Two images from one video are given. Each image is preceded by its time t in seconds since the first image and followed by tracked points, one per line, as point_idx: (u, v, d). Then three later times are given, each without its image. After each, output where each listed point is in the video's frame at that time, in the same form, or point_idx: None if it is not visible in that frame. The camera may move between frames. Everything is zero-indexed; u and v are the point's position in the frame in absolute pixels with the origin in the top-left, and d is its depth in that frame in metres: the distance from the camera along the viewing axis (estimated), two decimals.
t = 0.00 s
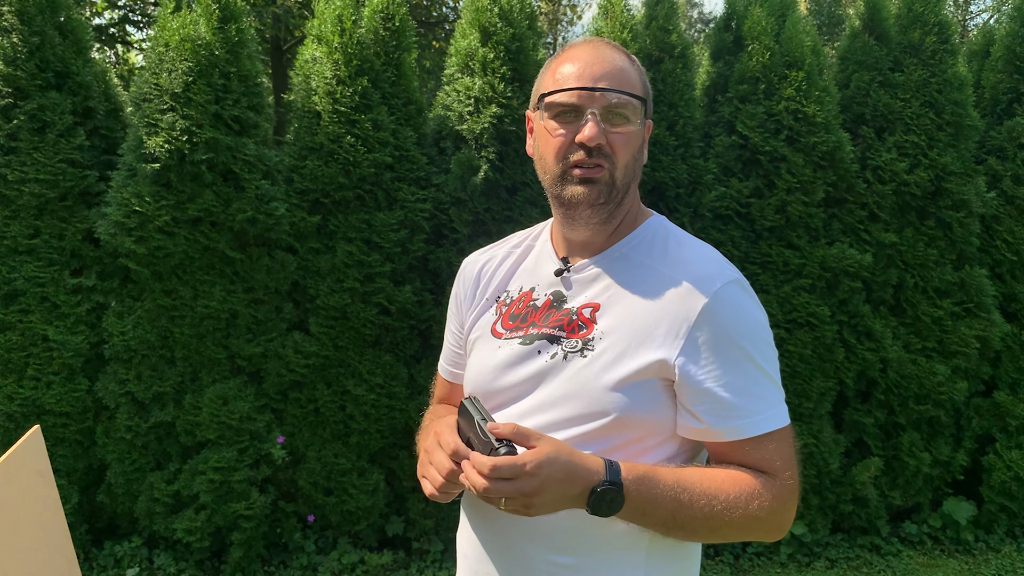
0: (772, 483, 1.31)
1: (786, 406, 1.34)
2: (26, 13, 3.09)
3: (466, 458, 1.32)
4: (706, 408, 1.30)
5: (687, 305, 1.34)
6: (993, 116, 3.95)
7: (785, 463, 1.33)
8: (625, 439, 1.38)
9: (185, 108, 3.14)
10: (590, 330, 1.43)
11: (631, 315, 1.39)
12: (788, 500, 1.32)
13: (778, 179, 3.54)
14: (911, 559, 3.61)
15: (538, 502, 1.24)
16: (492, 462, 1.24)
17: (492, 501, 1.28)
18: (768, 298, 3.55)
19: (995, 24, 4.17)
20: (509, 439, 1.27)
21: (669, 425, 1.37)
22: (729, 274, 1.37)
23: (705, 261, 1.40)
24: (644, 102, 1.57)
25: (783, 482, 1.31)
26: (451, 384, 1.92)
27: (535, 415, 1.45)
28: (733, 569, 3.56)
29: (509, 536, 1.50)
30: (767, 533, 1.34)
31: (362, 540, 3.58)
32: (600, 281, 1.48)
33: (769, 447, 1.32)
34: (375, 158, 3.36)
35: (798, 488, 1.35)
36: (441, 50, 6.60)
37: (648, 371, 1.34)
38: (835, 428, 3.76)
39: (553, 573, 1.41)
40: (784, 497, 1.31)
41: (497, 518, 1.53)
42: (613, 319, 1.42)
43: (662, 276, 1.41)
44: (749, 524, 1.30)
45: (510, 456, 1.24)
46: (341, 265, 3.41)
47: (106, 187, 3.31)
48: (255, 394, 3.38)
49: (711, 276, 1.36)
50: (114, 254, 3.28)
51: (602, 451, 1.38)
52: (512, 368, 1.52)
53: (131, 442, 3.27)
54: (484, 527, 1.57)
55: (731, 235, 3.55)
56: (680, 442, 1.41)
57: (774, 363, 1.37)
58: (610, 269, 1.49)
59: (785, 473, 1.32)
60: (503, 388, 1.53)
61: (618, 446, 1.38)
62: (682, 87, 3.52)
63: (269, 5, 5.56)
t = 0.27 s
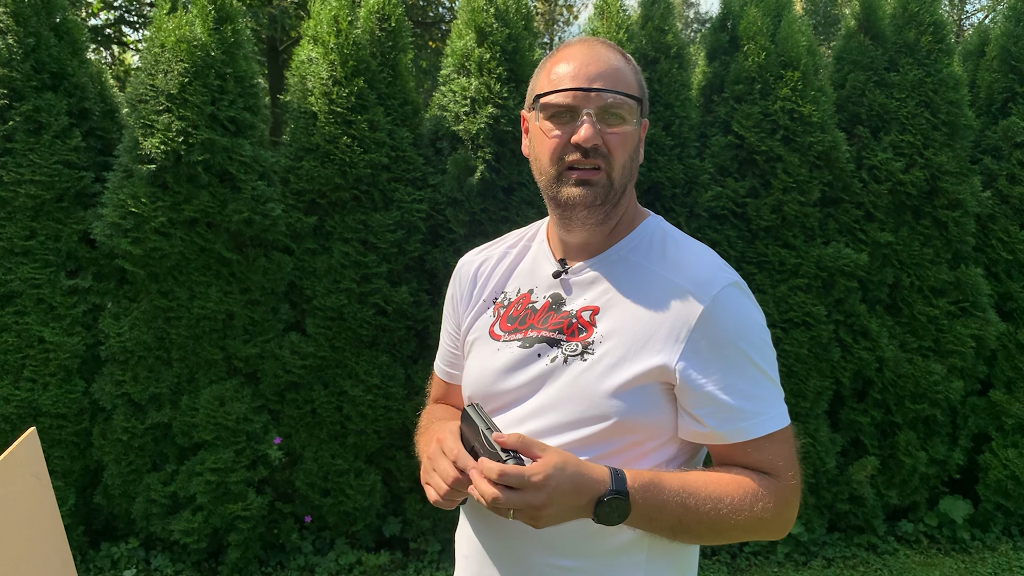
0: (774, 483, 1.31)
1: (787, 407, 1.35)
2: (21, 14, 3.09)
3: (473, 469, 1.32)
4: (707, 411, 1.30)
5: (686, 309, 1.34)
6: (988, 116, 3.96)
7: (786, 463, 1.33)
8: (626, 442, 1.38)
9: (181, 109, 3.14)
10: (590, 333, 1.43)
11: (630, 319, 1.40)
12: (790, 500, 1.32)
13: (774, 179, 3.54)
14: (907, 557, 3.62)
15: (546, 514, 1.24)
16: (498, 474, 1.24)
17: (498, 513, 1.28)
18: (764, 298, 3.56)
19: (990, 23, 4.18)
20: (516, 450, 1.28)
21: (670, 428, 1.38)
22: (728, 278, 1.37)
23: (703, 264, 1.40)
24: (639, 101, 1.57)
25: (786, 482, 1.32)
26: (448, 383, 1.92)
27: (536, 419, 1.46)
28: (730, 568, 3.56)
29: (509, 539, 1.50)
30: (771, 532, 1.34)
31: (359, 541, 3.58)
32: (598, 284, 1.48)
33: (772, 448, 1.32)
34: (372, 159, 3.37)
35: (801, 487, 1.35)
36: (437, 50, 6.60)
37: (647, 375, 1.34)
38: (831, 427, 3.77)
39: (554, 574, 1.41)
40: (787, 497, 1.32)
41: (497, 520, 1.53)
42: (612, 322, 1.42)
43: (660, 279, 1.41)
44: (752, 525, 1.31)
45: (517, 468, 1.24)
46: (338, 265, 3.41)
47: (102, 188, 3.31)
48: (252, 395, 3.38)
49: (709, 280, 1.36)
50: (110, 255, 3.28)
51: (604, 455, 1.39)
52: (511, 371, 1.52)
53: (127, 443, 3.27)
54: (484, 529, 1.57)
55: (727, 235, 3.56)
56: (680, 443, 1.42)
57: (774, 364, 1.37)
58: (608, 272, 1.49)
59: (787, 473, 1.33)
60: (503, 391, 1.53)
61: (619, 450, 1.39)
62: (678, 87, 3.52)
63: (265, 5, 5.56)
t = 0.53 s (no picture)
0: (766, 482, 1.32)
1: (780, 407, 1.35)
2: (18, 14, 3.09)
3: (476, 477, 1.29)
4: (701, 409, 1.31)
5: (684, 307, 1.35)
6: (984, 116, 3.97)
7: (778, 462, 1.34)
8: (622, 441, 1.38)
9: (178, 109, 3.14)
10: (589, 331, 1.44)
11: (629, 317, 1.40)
12: (781, 499, 1.33)
13: (770, 179, 3.55)
14: (903, 557, 3.63)
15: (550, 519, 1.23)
16: (506, 487, 1.21)
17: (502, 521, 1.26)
18: (760, 298, 3.57)
19: (986, 23, 4.19)
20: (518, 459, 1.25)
21: (666, 426, 1.38)
22: (725, 276, 1.37)
23: (701, 262, 1.40)
24: (618, 115, 1.50)
25: (776, 482, 1.33)
26: (447, 383, 1.90)
27: (534, 417, 1.46)
28: (727, 567, 3.57)
29: (507, 536, 1.50)
30: (762, 531, 1.35)
31: (356, 541, 3.58)
32: (597, 282, 1.49)
33: (762, 447, 1.33)
34: (369, 159, 3.37)
35: (790, 487, 1.36)
36: (435, 50, 6.60)
37: (644, 373, 1.35)
38: (828, 427, 3.77)
39: (552, 571, 1.42)
40: (778, 496, 1.32)
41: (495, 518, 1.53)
42: (610, 321, 1.42)
43: (658, 277, 1.41)
44: (743, 524, 1.31)
45: (524, 480, 1.22)
46: (335, 265, 3.41)
47: (99, 188, 3.31)
48: (249, 395, 3.38)
49: (707, 278, 1.36)
50: (107, 255, 3.27)
51: (600, 453, 1.39)
52: (511, 369, 1.52)
53: (124, 443, 3.27)
54: (481, 528, 1.56)
55: (724, 235, 3.56)
56: (676, 442, 1.42)
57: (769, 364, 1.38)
58: (607, 270, 1.49)
59: (779, 472, 1.34)
60: (502, 390, 1.53)
61: (615, 448, 1.39)
62: (675, 87, 3.52)
63: (262, 5, 5.55)
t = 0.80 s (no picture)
0: (757, 481, 1.31)
1: (775, 408, 1.35)
2: (16, 13, 3.08)
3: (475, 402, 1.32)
4: (695, 407, 1.31)
5: (682, 306, 1.35)
6: (982, 117, 3.98)
7: (770, 462, 1.34)
8: (619, 438, 1.39)
9: (176, 108, 3.13)
10: (589, 330, 1.45)
11: (627, 316, 1.41)
12: (772, 499, 1.33)
13: (768, 180, 3.55)
14: (900, 557, 3.64)
15: (529, 474, 1.26)
16: (504, 424, 1.24)
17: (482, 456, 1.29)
18: (758, 298, 3.57)
19: (983, 24, 4.19)
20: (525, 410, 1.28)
21: (663, 424, 1.39)
22: (724, 276, 1.37)
23: (700, 262, 1.40)
24: (585, 135, 1.46)
25: (768, 482, 1.32)
26: (445, 381, 1.87)
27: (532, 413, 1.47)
28: (724, 567, 3.57)
29: (508, 534, 1.49)
30: (752, 531, 1.34)
31: (353, 540, 3.58)
32: (596, 281, 1.49)
33: (755, 447, 1.32)
34: (367, 158, 3.37)
35: (782, 489, 1.35)
36: (433, 49, 6.59)
37: (642, 371, 1.36)
38: (825, 427, 3.78)
39: (555, 568, 1.42)
40: (769, 496, 1.32)
41: (496, 517, 1.52)
42: (609, 320, 1.43)
43: (656, 276, 1.41)
44: (733, 521, 1.31)
45: (523, 427, 1.24)
46: (333, 265, 3.41)
47: (97, 186, 3.31)
48: (246, 394, 3.38)
49: (706, 277, 1.36)
50: (104, 254, 3.27)
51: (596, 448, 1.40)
52: (509, 368, 1.52)
53: (122, 442, 3.27)
54: (481, 526, 1.56)
55: (722, 235, 3.57)
56: (673, 441, 1.42)
57: (766, 365, 1.38)
58: (605, 269, 1.48)
59: (770, 472, 1.33)
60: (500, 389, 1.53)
61: (611, 444, 1.39)
62: (673, 87, 3.52)
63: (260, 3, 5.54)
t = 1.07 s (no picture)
0: (759, 477, 1.31)
1: (774, 403, 1.35)
2: (15, 10, 3.08)
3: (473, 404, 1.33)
4: (694, 405, 1.31)
5: (678, 305, 1.35)
6: (980, 117, 3.98)
7: (772, 458, 1.34)
8: (619, 436, 1.39)
9: (175, 106, 3.13)
10: (586, 329, 1.45)
11: (624, 314, 1.41)
12: (775, 494, 1.33)
13: (767, 179, 3.55)
14: (897, 557, 3.64)
15: (529, 474, 1.26)
16: (500, 423, 1.25)
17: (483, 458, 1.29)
18: (756, 298, 3.57)
19: (982, 24, 4.19)
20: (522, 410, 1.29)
21: (662, 422, 1.39)
22: (719, 273, 1.38)
23: (696, 260, 1.40)
24: (582, 132, 1.47)
25: (770, 477, 1.33)
26: (449, 382, 1.88)
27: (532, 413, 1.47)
28: (721, 566, 3.57)
29: (507, 532, 1.50)
30: (756, 527, 1.34)
31: (351, 538, 3.58)
32: (593, 280, 1.49)
33: (756, 443, 1.33)
34: (366, 157, 3.37)
35: (785, 483, 1.36)
36: (432, 48, 6.59)
37: (639, 370, 1.36)
38: (823, 426, 3.78)
39: (555, 566, 1.42)
40: (772, 492, 1.32)
41: (496, 514, 1.53)
42: (606, 318, 1.43)
43: (652, 274, 1.42)
44: (737, 517, 1.31)
45: (520, 425, 1.25)
46: (331, 263, 3.41)
47: (96, 184, 3.30)
48: (245, 392, 3.38)
49: (701, 275, 1.36)
50: (103, 252, 3.27)
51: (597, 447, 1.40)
52: (508, 366, 1.53)
53: (120, 440, 3.27)
54: (481, 524, 1.57)
55: (720, 235, 3.57)
56: (673, 438, 1.43)
57: (765, 361, 1.38)
58: (602, 268, 1.49)
59: (773, 467, 1.34)
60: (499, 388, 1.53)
61: (612, 443, 1.40)
62: (672, 86, 3.53)
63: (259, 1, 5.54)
